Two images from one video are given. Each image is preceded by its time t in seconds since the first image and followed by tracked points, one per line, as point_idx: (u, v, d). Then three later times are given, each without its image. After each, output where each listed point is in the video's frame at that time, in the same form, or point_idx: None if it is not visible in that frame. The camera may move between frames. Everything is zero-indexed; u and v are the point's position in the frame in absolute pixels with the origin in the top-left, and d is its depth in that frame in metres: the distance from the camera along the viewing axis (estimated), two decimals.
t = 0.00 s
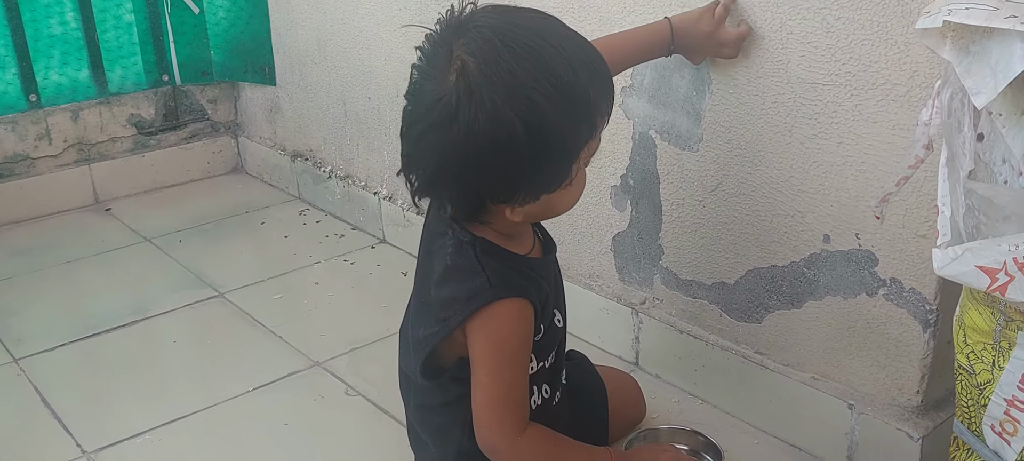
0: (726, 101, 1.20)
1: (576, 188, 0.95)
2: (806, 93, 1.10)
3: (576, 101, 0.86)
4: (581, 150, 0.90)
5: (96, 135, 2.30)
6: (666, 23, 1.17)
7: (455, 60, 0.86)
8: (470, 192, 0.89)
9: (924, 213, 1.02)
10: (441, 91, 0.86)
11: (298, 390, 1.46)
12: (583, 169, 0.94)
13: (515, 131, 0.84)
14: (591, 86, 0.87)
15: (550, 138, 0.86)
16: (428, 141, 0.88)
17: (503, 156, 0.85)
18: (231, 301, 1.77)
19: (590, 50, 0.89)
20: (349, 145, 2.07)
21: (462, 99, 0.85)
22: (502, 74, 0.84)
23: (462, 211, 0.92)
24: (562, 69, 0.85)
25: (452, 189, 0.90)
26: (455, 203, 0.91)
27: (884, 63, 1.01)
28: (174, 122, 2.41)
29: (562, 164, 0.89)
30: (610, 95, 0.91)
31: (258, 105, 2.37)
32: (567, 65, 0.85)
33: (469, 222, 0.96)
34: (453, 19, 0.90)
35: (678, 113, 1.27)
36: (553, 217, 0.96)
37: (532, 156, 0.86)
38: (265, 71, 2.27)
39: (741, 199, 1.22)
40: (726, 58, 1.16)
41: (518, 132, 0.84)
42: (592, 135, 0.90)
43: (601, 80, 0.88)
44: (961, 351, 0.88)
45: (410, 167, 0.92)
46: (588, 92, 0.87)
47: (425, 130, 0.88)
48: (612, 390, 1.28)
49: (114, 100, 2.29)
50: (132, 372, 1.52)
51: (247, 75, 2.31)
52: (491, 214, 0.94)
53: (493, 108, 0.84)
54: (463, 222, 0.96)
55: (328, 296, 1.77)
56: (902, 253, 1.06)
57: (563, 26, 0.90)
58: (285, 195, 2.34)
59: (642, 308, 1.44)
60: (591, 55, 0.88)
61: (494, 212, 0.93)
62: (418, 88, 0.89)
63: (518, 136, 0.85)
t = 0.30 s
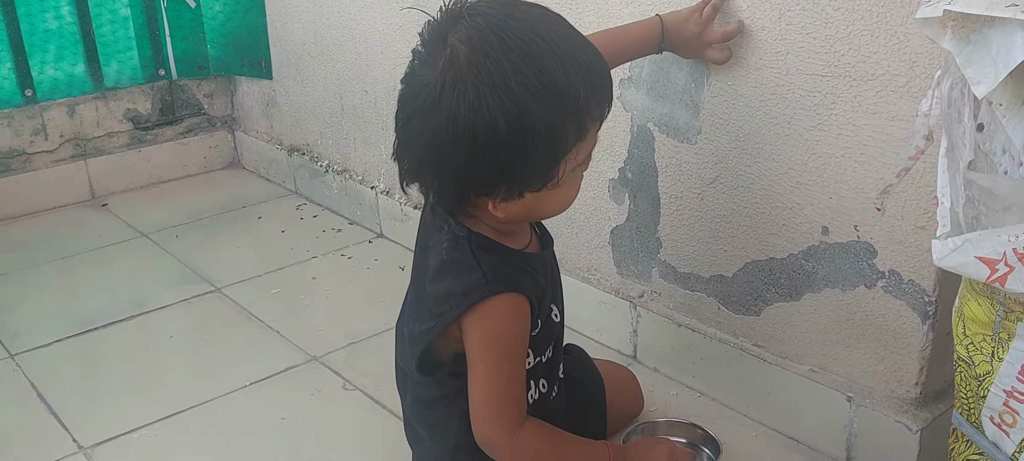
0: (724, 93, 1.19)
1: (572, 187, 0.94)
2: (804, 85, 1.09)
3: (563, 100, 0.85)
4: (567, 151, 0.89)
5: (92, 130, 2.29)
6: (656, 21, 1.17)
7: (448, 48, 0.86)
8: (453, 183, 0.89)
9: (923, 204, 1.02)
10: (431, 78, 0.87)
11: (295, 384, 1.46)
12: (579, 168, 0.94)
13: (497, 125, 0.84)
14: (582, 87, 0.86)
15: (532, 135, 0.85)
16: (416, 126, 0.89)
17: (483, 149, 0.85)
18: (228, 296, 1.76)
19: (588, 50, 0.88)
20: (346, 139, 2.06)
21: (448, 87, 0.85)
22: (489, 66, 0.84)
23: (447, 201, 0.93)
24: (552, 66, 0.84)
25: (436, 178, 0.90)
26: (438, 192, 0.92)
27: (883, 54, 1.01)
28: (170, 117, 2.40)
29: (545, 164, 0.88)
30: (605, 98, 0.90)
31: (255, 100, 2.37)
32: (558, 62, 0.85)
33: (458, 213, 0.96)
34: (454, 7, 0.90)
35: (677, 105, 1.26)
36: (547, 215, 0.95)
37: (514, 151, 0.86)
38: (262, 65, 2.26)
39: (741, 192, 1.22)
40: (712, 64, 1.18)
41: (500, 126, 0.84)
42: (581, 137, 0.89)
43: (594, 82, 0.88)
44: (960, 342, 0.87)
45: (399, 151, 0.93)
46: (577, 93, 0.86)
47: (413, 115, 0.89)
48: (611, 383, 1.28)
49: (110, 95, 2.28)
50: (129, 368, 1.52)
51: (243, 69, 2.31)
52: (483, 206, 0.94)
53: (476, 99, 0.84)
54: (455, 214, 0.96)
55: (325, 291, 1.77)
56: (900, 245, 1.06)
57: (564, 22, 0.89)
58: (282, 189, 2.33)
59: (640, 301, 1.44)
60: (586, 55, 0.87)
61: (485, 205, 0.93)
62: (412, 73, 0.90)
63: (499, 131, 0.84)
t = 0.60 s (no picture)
0: (724, 86, 1.19)
1: (563, 183, 0.94)
2: (804, 78, 1.09)
3: (553, 98, 0.85)
4: (557, 150, 0.88)
5: (92, 124, 2.29)
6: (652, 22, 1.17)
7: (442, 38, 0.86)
8: (441, 173, 0.90)
9: (922, 197, 1.02)
10: (424, 67, 0.87)
11: (295, 378, 1.46)
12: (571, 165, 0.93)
13: (484, 118, 0.84)
14: (574, 87, 0.86)
15: (520, 131, 0.85)
16: (408, 113, 0.89)
17: (470, 141, 0.85)
18: (229, 290, 1.76)
19: (584, 50, 0.87)
20: (346, 133, 2.06)
21: (439, 76, 0.85)
22: (482, 59, 0.84)
23: (436, 192, 0.93)
24: (544, 63, 0.84)
25: (424, 167, 0.90)
26: (427, 181, 0.92)
27: (883, 46, 1.00)
28: (170, 111, 2.40)
29: (533, 161, 0.87)
30: (600, 98, 0.89)
31: (254, 94, 2.36)
32: (551, 60, 0.84)
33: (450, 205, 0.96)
34: None
35: (677, 98, 1.26)
36: (538, 211, 0.95)
37: (501, 146, 0.85)
38: (261, 59, 2.26)
39: (742, 186, 1.21)
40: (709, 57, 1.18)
41: (487, 120, 0.84)
42: (572, 136, 0.89)
43: (588, 82, 0.87)
44: (959, 336, 0.87)
45: (392, 138, 0.93)
46: (569, 91, 0.85)
47: (406, 103, 0.89)
48: (611, 377, 1.28)
49: (110, 89, 2.28)
50: (129, 362, 1.52)
51: (243, 63, 2.31)
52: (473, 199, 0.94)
53: (465, 91, 0.84)
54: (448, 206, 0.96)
55: (325, 285, 1.77)
56: (900, 238, 1.06)
57: (563, 20, 0.89)
58: (282, 184, 2.33)
59: (640, 295, 1.44)
60: (581, 54, 0.87)
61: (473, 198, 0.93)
62: (409, 61, 0.90)
63: (486, 125, 0.84)
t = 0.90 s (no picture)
0: (727, 79, 1.19)
1: (552, 168, 0.94)
2: (806, 70, 1.09)
3: (542, 76, 0.85)
4: (546, 131, 0.89)
5: (91, 118, 2.29)
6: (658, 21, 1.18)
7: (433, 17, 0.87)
8: (430, 154, 0.90)
9: (925, 190, 1.02)
10: (415, 47, 0.88)
11: (297, 371, 1.46)
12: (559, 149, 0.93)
13: (473, 94, 0.84)
14: (564, 66, 0.87)
15: (509, 109, 0.85)
16: (399, 93, 0.90)
17: (459, 119, 0.86)
18: (230, 283, 1.76)
19: (574, 33, 0.89)
20: (346, 126, 2.06)
21: (429, 54, 0.86)
22: (472, 36, 0.85)
23: (427, 175, 0.93)
24: (534, 42, 0.85)
25: (412, 147, 0.90)
26: (417, 163, 0.92)
27: (886, 39, 1.00)
28: (170, 104, 2.40)
29: (523, 141, 0.88)
30: (589, 81, 0.91)
31: (255, 87, 2.36)
32: (540, 39, 0.86)
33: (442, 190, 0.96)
34: None
35: (678, 91, 1.26)
36: (528, 198, 0.95)
37: (490, 123, 0.86)
38: (261, 52, 2.25)
39: (743, 179, 1.22)
40: (715, 47, 1.17)
41: (476, 95, 0.84)
42: (561, 117, 0.89)
43: (577, 63, 0.88)
44: (962, 327, 0.88)
45: (383, 122, 0.94)
46: (558, 70, 0.86)
47: (397, 83, 0.90)
48: (613, 369, 1.28)
49: (110, 82, 2.28)
50: (132, 354, 1.52)
51: (243, 56, 2.30)
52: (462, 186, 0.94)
53: (455, 68, 0.85)
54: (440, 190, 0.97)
55: (327, 278, 1.77)
56: (903, 230, 1.06)
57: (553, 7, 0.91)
58: (283, 177, 2.33)
59: (641, 287, 1.44)
60: (570, 36, 0.88)
61: (463, 183, 0.93)
62: (401, 43, 0.92)
63: (475, 102, 0.84)
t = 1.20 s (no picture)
0: (727, 76, 1.19)
1: (558, 124, 0.97)
2: (806, 67, 1.09)
3: (538, 14, 0.90)
4: (547, 73, 0.92)
5: (91, 115, 2.28)
6: (615, 63, 1.24)
7: None
8: (435, 106, 0.92)
9: (925, 185, 1.02)
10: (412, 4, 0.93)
11: (297, 368, 1.46)
12: (566, 103, 0.96)
13: (474, 40, 0.88)
14: (558, 8, 0.92)
15: (508, 45, 0.89)
16: (401, 56, 0.94)
17: (461, 60, 0.89)
18: (230, 280, 1.76)
19: None
20: (346, 123, 2.06)
21: (426, 11, 0.91)
22: None
23: (432, 137, 0.95)
24: None
25: (419, 107, 0.93)
26: (422, 122, 0.95)
27: (886, 36, 1.00)
28: (169, 102, 2.39)
29: (525, 81, 0.91)
30: (586, 29, 0.95)
31: (254, 84, 2.36)
32: None
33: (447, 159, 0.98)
34: None
35: (678, 87, 1.26)
36: (535, 155, 0.97)
37: (492, 68, 0.89)
38: (261, 49, 2.25)
39: (743, 175, 1.22)
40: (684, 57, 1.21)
41: (476, 40, 0.88)
42: (561, 60, 0.93)
43: (570, 11, 0.93)
44: (962, 323, 0.88)
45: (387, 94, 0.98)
46: (552, 11, 0.91)
47: (397, 43, 0.94)
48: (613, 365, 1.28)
49: (109, 79, 2.28)
50: (132, 351, 1.52)
51: (242, 53, 2.30)
52: (468, 152, 0.97)
53: (453, 12, 0.89)
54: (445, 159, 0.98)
55: (327, 275, 1.77)
56: (903, 226, 1.06)
57: None
58: (282, 174, 2.33)
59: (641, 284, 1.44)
60: None
61: (469, 146, 0.96)
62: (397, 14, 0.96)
63: (476, 39, 0.88)
